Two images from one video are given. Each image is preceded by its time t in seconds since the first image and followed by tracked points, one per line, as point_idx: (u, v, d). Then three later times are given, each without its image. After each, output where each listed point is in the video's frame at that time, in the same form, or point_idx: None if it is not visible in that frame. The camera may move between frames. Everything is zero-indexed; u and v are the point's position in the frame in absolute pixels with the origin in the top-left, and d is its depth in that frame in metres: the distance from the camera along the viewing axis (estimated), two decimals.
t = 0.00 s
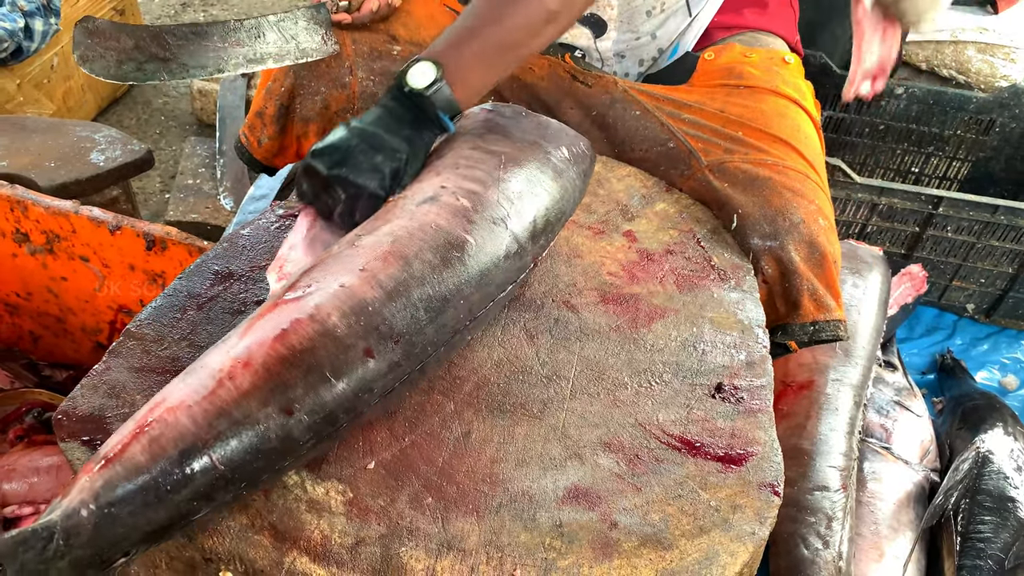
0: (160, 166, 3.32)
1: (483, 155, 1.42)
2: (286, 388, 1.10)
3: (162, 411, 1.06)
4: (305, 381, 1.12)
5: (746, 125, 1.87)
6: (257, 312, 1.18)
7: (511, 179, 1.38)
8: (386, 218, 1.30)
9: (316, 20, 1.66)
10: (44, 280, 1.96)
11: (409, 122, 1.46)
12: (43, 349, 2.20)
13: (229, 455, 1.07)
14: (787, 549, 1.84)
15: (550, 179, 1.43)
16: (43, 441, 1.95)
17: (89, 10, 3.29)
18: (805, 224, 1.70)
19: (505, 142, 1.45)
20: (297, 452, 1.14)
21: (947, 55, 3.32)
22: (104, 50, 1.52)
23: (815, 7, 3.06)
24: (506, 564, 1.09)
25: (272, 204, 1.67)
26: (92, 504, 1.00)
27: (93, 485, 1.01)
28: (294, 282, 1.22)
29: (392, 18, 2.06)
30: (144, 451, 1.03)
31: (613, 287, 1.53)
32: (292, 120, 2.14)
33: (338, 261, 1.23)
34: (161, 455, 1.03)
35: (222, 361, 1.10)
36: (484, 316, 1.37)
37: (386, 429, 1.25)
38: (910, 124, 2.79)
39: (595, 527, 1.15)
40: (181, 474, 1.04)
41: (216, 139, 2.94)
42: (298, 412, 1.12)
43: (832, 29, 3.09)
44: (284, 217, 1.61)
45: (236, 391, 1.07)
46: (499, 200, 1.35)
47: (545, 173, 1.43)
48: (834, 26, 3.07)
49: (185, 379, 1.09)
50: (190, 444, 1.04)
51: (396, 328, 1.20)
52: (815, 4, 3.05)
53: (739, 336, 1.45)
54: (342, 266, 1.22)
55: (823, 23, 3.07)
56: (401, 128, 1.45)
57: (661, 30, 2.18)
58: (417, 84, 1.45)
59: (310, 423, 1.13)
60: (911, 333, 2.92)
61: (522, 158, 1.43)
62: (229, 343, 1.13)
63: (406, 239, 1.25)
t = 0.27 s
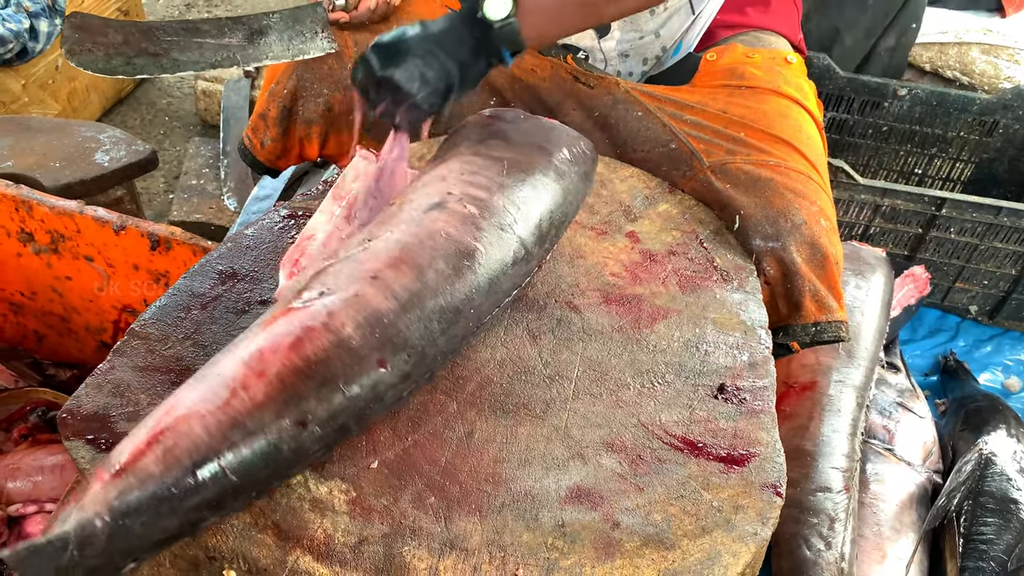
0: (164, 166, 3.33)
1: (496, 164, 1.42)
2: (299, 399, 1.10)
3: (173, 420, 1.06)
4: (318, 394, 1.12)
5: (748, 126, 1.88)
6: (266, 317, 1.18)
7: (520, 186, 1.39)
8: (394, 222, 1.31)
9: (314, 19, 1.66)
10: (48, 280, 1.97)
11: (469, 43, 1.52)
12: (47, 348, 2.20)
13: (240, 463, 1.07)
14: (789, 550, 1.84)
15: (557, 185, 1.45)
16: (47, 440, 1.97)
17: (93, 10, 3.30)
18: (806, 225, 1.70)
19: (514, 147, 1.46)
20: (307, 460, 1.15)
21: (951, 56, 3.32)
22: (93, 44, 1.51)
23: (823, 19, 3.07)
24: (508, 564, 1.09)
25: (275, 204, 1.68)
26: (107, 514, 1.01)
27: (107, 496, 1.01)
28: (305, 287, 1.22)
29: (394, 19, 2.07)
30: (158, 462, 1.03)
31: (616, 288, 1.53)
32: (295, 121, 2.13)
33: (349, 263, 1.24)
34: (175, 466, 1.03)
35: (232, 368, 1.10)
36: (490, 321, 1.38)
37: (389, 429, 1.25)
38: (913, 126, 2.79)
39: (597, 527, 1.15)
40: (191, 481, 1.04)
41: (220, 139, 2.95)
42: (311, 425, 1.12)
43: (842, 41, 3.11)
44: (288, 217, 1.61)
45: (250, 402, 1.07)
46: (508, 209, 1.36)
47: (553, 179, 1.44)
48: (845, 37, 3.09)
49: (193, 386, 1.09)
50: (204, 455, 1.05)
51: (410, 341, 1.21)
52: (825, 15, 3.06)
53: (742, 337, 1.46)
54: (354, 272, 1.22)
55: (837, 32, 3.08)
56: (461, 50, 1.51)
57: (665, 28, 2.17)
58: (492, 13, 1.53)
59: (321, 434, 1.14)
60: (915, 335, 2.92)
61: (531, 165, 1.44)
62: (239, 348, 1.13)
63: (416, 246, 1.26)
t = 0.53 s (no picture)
0: (166, 167, 3.33)
1: (502, 172, 1.43)
2: (310, 414, 1.11)
3: (184, 431, 1.06)
4: (330, 409, 1.12)
5: (746, 129, 1.88)
6: (278, 326, 1.18)
7: (527, 196, 1.40)
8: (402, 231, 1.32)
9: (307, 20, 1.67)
10: (50, 281, 1.98)
11: None
12: (48, 349, 2.21)
13: (246, 475, 1.07)
14: (789, 553, 1.85)
15: (564, 197, 1.46)
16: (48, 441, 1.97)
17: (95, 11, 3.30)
18: (803, 229, 1.71)
19: (521, 157, 1.47)
20: (313, 471, 1.15)
21: (953, 59, 3.32)
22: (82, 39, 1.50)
23: (834, 39, 3.12)
24: (507, 567, 1.10)
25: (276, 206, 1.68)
26: (116, 526, 1.00)
27: (116, 506, 1.01)
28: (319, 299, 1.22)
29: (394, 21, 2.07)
30: (167, 475, 1.03)
31: (616, 291, 1.53)
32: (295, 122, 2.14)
33: (361, 274, 1.25)
34: (184, 478, 1.04)
35: (242, 379, 1.10)
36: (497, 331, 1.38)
37: (389, 432, 1.25)
38: (915, 129, 2.78)
39: (596, 530, 1.15)
40: (199, 492, 1.05)
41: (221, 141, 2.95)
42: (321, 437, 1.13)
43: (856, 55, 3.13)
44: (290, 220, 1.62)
45: (260, 416, 1.08)
46: (516, 218, 1.36)
47: (560, 190, 1.45)
48: (856, 53, 3.13)
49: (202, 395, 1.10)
50: (213, 467, 1.05)
51: (421, 355, 1.21)
52: (837, 35, 3.11)
53: (742, 340, 1.46)
54: (365, 284, 1.23)
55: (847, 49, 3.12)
56: None
57: (663, 32, 2.13)
58: None
59: (330, 448, 1.14)
60: (915, 338, 2.92)
61: (538, 176, 1.45)
62: (249, 359, 1.13)
63: (429, 258, 1.26)
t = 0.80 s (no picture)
0: (168, 169, 3.34)
1: (498, 171, 1.44)
2: (306, 411, 1.11)
3: (182, 428, 1.06)
4: (325, 405, 1.13)
5: (743, 133, 1.88)
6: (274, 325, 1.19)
7: (522, 196, 1.41)
8: (399, 231, 1.33)
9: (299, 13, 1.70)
10: (52, 282, 1.98)
11: None
12: (50, 349, 2.22)
13: (243, 471, 1.07)
14: (788, 557, 1.85)
15: (560, 195, 1.47)
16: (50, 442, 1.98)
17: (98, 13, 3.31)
18: (802, 234, 1.71)
19: (516, 157, 1.48)
20: (312, 469, 1.16)
21: (954, 64, 3.32)
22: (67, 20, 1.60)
23: (834, 41, 3.12)
24: (506, 569, 1.10)
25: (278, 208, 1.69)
26: (112, 521, 1.01)
27: (113, 502, 1.01)
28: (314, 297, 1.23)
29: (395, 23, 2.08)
30: (164, 471, 1.04)
31: (616, 294, 1.54)
32: (297, 125, 2.14)
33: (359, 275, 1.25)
34: (181, 475, 1.04)
35: (239, 376, 1.11)
36: (495, 330, 1.39)
37: (389, 433, 1.26)
38: (916, 133, 2.79)
39: (595, 533, 1.16)
40: (196, 489, 1.05)
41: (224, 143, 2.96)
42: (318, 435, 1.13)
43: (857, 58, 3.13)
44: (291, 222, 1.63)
45: (257, 413, 1.08)
46: (512, 218, 1.37)
47: (556, 188, 1.46)
48: (856, 56, 3.12)
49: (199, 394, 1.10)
50: (211, 465, 1.05)
51: (416, 352, 1.22)
52: (837, 38, 3.12)
53: (741, 344, 1.46)
54: (360, 283, 1.23)
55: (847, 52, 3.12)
56: None
57: (656, 40, 2.12)
58: None
59: (326, 445, 1.15)
60: (916, 342, 2.92)
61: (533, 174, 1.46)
62: (245, 357, 1.13)
63: (425, 258, 1.27)
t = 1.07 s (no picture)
0: (175, 169, 3.36)
1: (502, 173, 1.45)
2: (311, 411, 1.12)
3: (188, 425, 1.07)
4: (331, 406, 1.13)
5: (744, 137, 1.89)
6: (280, 324, 1.20)
7: (526, 197, 1.41)
8: (404, 232, 1.34)
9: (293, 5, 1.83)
10: (59, 280, 2.00)
11: None
12: (56, 347, 2.23)
13: (249, 472, 1.08)
14: (791, 559, 1.85)
15: (563, 196, 1.47)
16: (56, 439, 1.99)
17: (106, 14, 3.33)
18: (800, 238, 1.71)
19: (520, 158, 1.49)
20: (315, 467, 1.16)
21: (959, 67, 3.32)
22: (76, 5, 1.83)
23: (837, 46, 3.13)
24: (507, 567, 1.10)
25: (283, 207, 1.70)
26: (118, 519, 1.02)
27: (119, 499, 1.02)
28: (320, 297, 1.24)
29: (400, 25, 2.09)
30: (171, 469, 1.04)
31: (620, 294, 1.54)
32: (301, 128, 2.15)
33: (364, 275, 1.26)
34: (187, 473, 1.05)
35: (245, 376, 1.11)
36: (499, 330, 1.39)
37: (392, 432, 1.26)
38: (922, 136, 2.78)
39: (597, 532, 1.16)
40: (201, 487, 1.06)
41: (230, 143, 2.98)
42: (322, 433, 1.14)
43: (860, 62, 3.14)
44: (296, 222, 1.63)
45: (263, 412, 1.09)
46: (516, 219, 1.38)
47: (560, 189, 1.47)
48: (859, 61, 3.13)
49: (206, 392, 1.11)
50: (217, 463, 1.06)
51: (421, 353, 1.22)
52: (839, 42, 3.13)
53: (744, 345, 1.46)
54: (365, 282, 1.24)
55: (851, 56, 3.13)
56: None
57: (648, 50, 2.15)
58: None
59: (331, 444, 1.15)
60: (921, 346, 2.91)
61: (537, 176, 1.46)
62: (251, 356, 1.14)
63: (429, 258, 1.27)
